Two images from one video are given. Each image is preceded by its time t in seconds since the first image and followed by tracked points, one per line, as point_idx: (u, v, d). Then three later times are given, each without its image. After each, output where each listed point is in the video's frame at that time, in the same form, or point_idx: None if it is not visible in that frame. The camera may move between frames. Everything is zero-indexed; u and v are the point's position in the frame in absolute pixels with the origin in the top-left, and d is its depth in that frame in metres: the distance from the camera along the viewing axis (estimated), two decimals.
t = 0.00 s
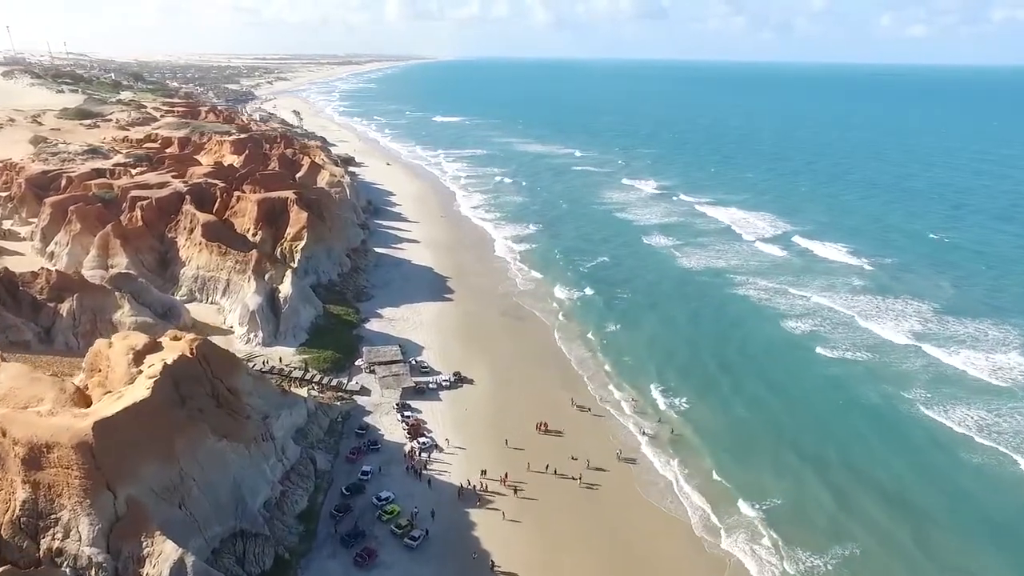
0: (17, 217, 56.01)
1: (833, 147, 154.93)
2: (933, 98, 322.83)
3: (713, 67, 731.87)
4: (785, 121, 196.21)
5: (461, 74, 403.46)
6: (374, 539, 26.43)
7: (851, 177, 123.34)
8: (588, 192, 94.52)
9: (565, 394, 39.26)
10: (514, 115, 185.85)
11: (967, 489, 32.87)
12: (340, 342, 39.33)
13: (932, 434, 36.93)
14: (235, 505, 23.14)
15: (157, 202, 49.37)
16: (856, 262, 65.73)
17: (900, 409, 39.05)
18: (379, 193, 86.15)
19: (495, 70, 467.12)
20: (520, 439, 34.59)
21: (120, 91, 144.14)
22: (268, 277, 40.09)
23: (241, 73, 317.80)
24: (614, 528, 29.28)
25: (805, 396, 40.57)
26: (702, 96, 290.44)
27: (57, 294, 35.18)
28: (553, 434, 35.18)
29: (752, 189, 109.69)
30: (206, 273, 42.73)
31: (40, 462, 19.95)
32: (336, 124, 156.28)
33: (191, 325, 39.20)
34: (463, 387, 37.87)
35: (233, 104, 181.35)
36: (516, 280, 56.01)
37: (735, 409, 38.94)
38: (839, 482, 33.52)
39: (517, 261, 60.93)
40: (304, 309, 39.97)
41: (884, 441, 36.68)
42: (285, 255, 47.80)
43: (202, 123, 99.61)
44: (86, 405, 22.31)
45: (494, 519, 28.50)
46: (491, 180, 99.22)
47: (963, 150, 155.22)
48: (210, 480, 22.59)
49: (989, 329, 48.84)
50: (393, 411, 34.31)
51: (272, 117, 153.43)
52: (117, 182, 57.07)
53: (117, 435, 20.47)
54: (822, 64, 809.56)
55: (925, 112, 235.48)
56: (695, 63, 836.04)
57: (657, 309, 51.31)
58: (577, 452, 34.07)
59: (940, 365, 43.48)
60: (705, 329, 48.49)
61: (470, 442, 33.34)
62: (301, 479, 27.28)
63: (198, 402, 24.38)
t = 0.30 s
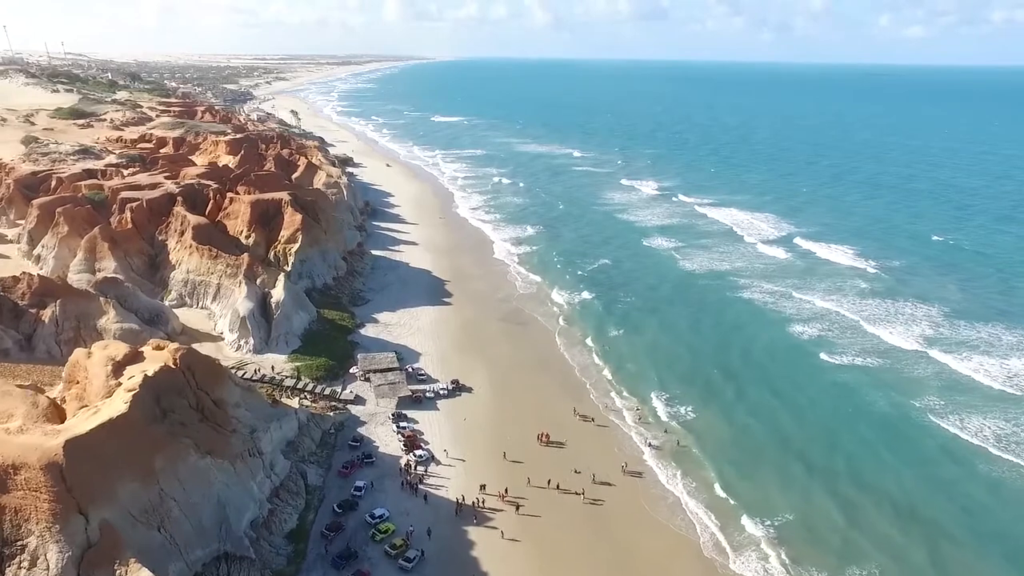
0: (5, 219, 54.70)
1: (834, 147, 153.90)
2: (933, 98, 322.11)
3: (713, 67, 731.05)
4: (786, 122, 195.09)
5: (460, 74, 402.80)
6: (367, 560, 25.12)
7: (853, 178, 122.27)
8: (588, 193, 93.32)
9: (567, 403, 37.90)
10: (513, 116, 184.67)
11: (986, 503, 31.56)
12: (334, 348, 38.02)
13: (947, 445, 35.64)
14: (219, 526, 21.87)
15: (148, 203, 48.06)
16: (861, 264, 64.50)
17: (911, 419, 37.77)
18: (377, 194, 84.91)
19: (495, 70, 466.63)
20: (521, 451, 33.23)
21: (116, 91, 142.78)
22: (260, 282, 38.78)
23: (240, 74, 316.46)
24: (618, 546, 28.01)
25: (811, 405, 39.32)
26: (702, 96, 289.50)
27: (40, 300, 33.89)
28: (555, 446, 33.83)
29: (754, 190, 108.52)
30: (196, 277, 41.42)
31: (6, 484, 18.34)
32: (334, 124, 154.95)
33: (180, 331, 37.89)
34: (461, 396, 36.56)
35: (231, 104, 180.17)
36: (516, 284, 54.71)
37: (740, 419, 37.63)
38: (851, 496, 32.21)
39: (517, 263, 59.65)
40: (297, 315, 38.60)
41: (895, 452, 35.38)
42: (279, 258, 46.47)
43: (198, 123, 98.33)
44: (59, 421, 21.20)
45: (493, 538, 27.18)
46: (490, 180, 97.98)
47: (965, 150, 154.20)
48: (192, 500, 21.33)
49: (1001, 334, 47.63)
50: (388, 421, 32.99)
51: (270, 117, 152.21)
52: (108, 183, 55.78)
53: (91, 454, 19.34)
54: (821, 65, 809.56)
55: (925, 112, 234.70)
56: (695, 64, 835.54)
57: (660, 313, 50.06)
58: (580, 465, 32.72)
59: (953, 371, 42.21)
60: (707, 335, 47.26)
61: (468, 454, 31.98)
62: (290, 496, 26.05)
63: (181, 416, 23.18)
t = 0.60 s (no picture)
0: None
1: (836, 147, 152.80)
2: (933, 98, 321.17)
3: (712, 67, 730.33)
4: (786, 122, 193.98)
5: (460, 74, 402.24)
6: None
7: (855, 178, 121.09)
8: (588, 194, 92.00)
9: (570, 413, 36.55)
10: (513, 116, 183.42)
11: (1004, 521, 30.23)
12: (328, 356, 36.68)
13: (962, 458, 34.31)
14: (201, 550, 20.68)
15: (138, 205, 46.76)
16: (868, 266, 63.26)
17: (924, 430, 36.46)
18: (375, 195, 83.66)
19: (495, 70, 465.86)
20: (521, 464, 31.90)
21: (112, 91, 141.37)
22: (252, 287, 37.44)
23: (239, 74, 315.16)
24: (623, 567, 26.64)
25: (818, 414, 38.05)
26: (702, 96, 288.39)
27: (20, 305, 32.58)
28: (557, 459, 32.49)
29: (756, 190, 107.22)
30: (186, 281, 40.09)
31: None
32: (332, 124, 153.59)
33: (169, 337, 36.56)
34: (460, 406, 35.24)
35: (229, 104, 178.81)
36: (515, 288, 53.39)
37: (745, 429, 36.32)
38: (862, 512, 30.88)
39: (517, 266, 58.33)
40: (290, 321, 37.24)
41: (907, 465, 34.04)
42: (272, 262, 45.14)
43: (193, 122, 97.08)
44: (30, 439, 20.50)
45: (491, 559, 25.83)
46: (489, 181, 96.63)
47: (967, 150, 153.12)
48: (171, 523, 20.12)
49: (1013, 338, 46.40)
50: (384, 433, 31.67)
51: (268, 117, 150.98)
52: (98, 184, 54.50)
53: (63, 476, 18.03)
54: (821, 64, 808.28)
55: (926, 113, 233.79)
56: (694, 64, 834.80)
57: (664, 318, 48.76)
58: (582, 479, 31.41)
59: (968, 378, 40.87)
60: (710, 341, 45.99)
61: (466, 469, 30.63)
62: (279, 515, 24.77)
63: (162, 432, 21.88)
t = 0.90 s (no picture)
0: None
1: (838, 148, 151.57)
2: (934, 98, 320.11)
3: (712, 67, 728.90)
4: (787, 122, 192.83)
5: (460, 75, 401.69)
6: None
7: (859, 179, 119.80)
8: (589, 195, 90.67)
9: (573, 424, 35.09)
10: (513, 116, 182.16)
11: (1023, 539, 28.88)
12: (321, 364, 35.31)
13: (978, 471, 32.98)
14: None
15: (127, 207, 45.46)
16: (875, 268, 61.91)
17: (937, 442, 35.10)
18: (373, 196, 82.35)
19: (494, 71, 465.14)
20: (522, 478, 30.46)
21: (108, 91, 140.08)
22: (243, 292, 36.11)
23: (237, 73, 313.79)
24: None
25: (828, 424, 36.65)
26: (703, 96, 287.24)
27: None
28: (560, 473, 31.04)
29: (759, 191, 105.92)
30: (175, 286, 38.77)
31: None
32: (330, 124, 152.26)
33: (156, 344, 35.25)
34: (458, 417, 33.89)
35: (227, 104, 177.47)
36: (515, 292, 51.99)
37: (751, 440, 34.96)
38: (874, 528, 29.55)
39: (518, 269, 56.99)
40: (281, 328, 35.83)
41: (921, 478, 32.64)
42: (265, 266, 43.78)
43: (189, 122, 95.78)
44: None
45: None
46: (489, 182, 95.31)
47: (970, 151, 151.92)
48: (147, 549, 18.86)
49: None
50: (378, 446, 30.34)
51: (266, 117, 149.78)
52: (88, 185, 53.20)
53: (25, 503, 16.85)
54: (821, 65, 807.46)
55: (927, 113, 232.84)
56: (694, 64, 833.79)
57: (668, 323, 47.47)
58: (584, 494, 30.05)
59: (984, 387, 39.52)
60: (715, 347, 44.62)
61: (464, 484, 29.24)
62: (266, 536, 23.47)
63: (139, 450, 20.57)
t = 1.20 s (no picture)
0: None
1: (839, 148, 150.45)
2: (934, 97, 319.16)
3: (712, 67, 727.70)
4: (787, 123, 191.82)
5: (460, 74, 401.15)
6: None
7: (861, 179, 118.55)
8: (590, 196, 89.37)
9: (576, 435, 33.55)
10: (513, 117, 180.92)
11: None
12: (314, 373, 33.95)
13: (996, 485, 31.60)
14: None
15: (115, 209, 44.10)
16: (882, 271, 60.56)
17: (954, 454, 33.70)
18: (371, 198, 81.04)
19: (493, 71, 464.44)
20: (523, 494, 28.97)
21: (104, 90, 138.90)
22: (233, 298, 34.76)
23: (236, 73, 312.61)
24: None
25: (841, 436, 35.15)
26: (702, 95, 286.23)
27: None
28: (563, 489, 29.49)
29: (761, 192, 104.63)
30: (164, 291, 37.40)
31: None
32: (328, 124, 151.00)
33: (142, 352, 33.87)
34: (456, 428, 32.54)
35: (225, 104, 176.24)
36: (515, 296, 50.58)
37: (758, 454, 33.51)
38: (888, 546, 28.15)
39: (518, 273, 55.65)
40: (273, 335, 34.46)
41: (935, 493, 31.18)
42: (258, 270, 42.40)
43: (184, 122, 94.50)
44: None
45: None
46: (488, 183, 94.00)
47: (972, 151, 150.89)
48: None
49: None
50: (373, 460, 29.00)
51: (263, 117, 148.56)
52: (77, 186, 51.87)
53: None
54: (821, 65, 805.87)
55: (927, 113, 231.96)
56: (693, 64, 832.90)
57: (672, 329, 46.13)
58: (588, 510, 28.52)
59: (1002, 395, 38.16)
60: (721, 354, 43.23)
61: (462, 501, 27.80)
62: (252, 561, 22.07)
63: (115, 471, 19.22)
